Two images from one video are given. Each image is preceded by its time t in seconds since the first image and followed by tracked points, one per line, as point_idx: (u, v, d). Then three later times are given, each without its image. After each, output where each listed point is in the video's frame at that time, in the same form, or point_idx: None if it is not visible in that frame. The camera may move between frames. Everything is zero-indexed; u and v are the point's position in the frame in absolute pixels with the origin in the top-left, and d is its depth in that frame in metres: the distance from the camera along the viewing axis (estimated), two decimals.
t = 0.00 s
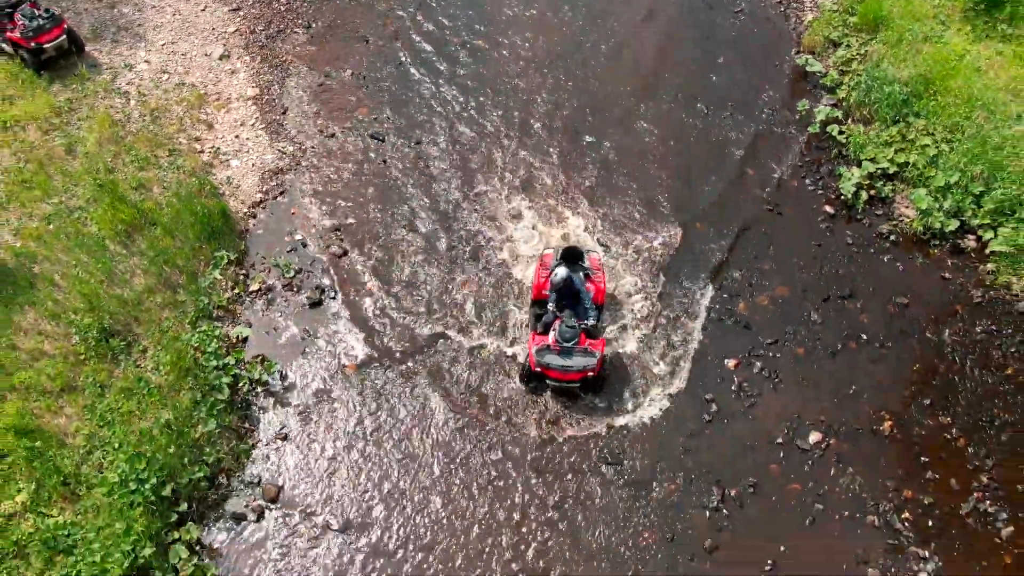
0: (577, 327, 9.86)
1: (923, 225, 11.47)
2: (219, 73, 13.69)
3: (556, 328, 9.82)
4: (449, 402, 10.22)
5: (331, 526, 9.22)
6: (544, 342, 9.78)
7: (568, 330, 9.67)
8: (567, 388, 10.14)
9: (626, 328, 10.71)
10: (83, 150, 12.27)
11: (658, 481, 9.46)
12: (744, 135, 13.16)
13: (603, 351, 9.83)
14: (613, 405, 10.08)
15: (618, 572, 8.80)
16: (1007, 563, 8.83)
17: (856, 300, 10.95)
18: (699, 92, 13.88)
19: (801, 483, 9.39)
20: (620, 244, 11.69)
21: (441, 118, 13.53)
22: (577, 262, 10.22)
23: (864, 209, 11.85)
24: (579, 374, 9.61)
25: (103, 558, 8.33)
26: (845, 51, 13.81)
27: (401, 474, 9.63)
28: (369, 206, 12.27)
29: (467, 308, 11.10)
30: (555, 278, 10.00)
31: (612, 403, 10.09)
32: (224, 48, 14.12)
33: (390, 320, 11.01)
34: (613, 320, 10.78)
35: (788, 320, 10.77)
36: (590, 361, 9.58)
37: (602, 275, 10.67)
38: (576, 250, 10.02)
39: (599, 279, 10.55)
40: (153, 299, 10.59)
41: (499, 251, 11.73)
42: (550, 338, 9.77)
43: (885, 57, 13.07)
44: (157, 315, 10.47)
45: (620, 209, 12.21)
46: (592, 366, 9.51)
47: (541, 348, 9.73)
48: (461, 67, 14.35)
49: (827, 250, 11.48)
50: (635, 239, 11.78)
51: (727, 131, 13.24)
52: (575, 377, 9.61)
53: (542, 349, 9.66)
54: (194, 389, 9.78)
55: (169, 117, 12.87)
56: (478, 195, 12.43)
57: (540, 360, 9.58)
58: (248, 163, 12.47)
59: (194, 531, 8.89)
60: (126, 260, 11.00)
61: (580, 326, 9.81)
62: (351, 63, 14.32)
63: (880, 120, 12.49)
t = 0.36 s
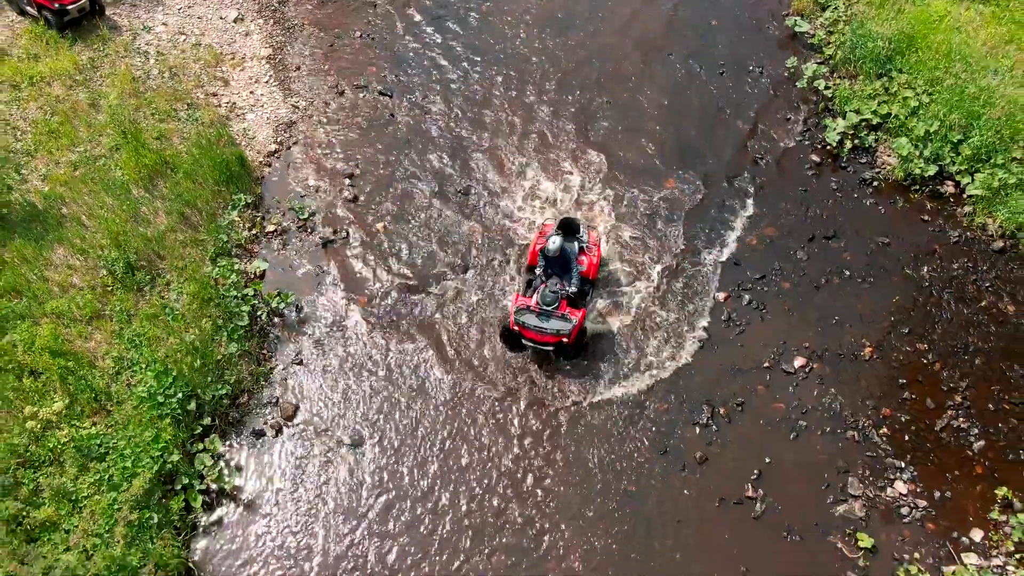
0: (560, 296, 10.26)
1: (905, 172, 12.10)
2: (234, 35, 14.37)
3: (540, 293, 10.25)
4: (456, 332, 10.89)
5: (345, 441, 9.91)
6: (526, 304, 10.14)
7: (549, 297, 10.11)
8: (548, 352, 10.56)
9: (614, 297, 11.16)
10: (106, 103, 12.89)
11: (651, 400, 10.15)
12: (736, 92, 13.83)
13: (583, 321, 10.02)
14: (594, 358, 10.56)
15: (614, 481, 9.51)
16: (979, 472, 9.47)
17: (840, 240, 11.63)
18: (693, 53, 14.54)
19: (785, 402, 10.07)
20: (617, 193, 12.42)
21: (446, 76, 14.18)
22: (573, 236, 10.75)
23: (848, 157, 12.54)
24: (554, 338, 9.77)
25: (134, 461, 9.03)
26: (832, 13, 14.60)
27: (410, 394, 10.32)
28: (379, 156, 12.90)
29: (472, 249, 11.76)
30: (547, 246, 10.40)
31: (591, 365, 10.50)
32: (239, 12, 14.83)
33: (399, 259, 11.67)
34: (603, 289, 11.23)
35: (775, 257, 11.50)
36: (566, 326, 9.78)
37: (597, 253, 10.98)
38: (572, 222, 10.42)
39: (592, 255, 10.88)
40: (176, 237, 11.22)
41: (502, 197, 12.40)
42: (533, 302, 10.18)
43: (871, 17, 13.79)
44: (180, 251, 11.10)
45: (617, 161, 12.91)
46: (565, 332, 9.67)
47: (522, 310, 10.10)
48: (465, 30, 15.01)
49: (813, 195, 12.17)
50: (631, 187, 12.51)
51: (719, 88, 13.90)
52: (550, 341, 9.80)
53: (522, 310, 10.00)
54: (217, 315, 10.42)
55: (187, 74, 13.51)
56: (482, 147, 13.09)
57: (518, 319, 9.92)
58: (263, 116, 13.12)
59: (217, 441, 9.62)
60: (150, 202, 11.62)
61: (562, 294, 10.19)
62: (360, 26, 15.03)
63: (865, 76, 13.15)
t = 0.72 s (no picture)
0: (539, 266, 10.56)
1: (887, 123, 12.79)
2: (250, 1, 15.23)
3: (519, 262, 10.59)
4: (461, 268, 11.57)
5: (358, 366, 10.61)
6: (505, 271, 10.55)
7: (528, 266, 10.44)
8: (525, 320, 10.92)
9: (596, 272, 11.50)
10: (127, 60, 13.52)
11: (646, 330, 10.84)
12: (727, 51, 14.53)
13: (558, 292, 10.46)
14: (570, 330, 10.94)
15: (610, 401, 10.24)
16: (952, 392, 10.10)
17: (825, 185, 12.32)
18: (687, 16, 15.25)
19: (771, 329, 10.75)
20: (613, 144, 13.14)
21: (450, 38, 14.82)
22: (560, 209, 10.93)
23: (834, 110, 13.23)
24: (527, 306, 10.29)
25: (161, 378, 9.69)
26: None
27: (419, 326, 11.01)
28: (387, 110, 13.57)
29: (476, 194, 12.44)
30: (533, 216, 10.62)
31: (567, 336, 10.88)
32: None
33: (407, 202, 12.34)
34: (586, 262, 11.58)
35: (763, 200, 12.20)
36: (540, 296, 10.24)
37: (582, 228, 11.29)
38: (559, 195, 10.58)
39: (577, 230, 11.14)
40: (196, 181, 11.86)
41: (505, 147, 13.08)
42: (512, 270, 10.53)
43: None
44: (201, 193, 11.74)
45: (614, 114, 13.60)
46: (538, 302, 10.17)
47: (501, 277, 10.51)
48: None
49: (800, 145, 12.86)
50: (627, 139, 13.22)
51: (712, 48, 14.60)
52: (524, 309, 10.31)
53: (500, 277, 10.44)
54: (237, 250, 11.07)
55: (204, 35, 14.18)
56: (485, 102, 13.76)
57: (495, 286, 10.37)
58: (276, 74, 13.78)
59: (238, 362, 10.28)
60: (171, 150, 12.27)
61: (541, 265, 10.49)
62: None
63: (850, 35, 13.84)
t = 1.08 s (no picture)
0: (515, 249, 10.78)
1: (871, 82, 13.46)
2: None
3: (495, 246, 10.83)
4: (465, 213, 12.22)
5: (368, 303, 11.27)
6: (481, 254, 10.86)
7: (503, 250, 10.68)
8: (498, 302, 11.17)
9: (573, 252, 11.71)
10: (145, 22, 14.15)
11: (640, 270, 11.49)
12: (720, 16, 15.17)
13: (531, 275, 10.69)
14: (541, 310, 11.14)
15: (604, 333, 10.90)
16: (928, 324, 10.71)
17: (811, 139, 13.00)
18: None
19: (758, 268, 11.41)
20: (610, 101, 13.78)
21: (454, 4, 15.47)
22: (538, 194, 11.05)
23: (820, 70, 13.88)
24: (500, 288, 10.58)
25: (184, 308, 10.28)
26: None
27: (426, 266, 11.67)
28: (393, 70, 14.22)
29: (478, 147, 13.09)
30: (509, 198, 10.85)
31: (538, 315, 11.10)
32: None
33: (414, 154, 12.99)
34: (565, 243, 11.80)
35: (751, 153, 12.86)
36: (512, 279, 10.49)
37: (561, 212, 11.32)
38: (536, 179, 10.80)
39: (555, 217, 11.22)
40: (213, 133, 12.49)
41: (507, 104, 13.73)
42: (487, 254, 10.80)
43: None
44: (218, 143, 12.36)
45: (611, 73, 14.23)
46: (510, 284, 10.43)
47: (476, 259, 10.82)
48: None
49: (787, 102, 13.52)
50: (623, 96, 13.87)
51: (705, 13, 15.24)
52: (497, 291, 10.58)
53: (475, 260, 10.74)
54: (253, 195, 11.69)
55: (219, 2, 14.86)
56: (488, 63, 14.41)
57: (470, 268, 10.68)
58: (288, 38, 14.52)
59: (255, 296, 10.92)
60: (189, 105, 12.90)
61: (516, 249, 10.72)
62: None
63: None
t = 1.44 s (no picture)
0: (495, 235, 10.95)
1: (856, 46, 14.07)
2: None
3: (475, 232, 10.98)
4: (467, 166, 12.82)
5: (377, 249, 11.88)
6: (462, 241, 11.07)
7: (483, 237, 10.85)
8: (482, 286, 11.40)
9: (556, 241, 11.93)
10: None
11: (635, 219, 12.11)
12: None
13: (513, 260, 10.93)
14: (525, 295, 11.38)
15: (600, 277, 11.53)
16: (908, 268, 11.29)
17: (799, 99, 13.62)
18: None
19: (748, 217, 12.03)
20: (606, 63, 14.36)
21: None
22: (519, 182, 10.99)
23: (809, 36, 14.51)
24: (482, 274, 10.83)
25: (203, 249, 10.88)
26: None
27: (431, 215, 12.25)
28: (399, 36, 14.84)
29: (480, 106, 13.70)
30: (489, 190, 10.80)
31: (524, 299, 11.35)
32: None
33: (418, 112, 13.60)
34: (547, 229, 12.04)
35: (742, 111, 13.46)
36: (494, 265, 10.74)
37: (540, 198, 11.35)
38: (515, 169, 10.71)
39: (535, 203, 11.30)
40: (227, 92, 13.09)
41: (507, 66, 14.33)
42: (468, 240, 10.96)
43: None
44: (232, 101, 12.96)
45: (607, 37, 14.82)
46: (492, 270, 10.67)
47: (458, 247, 11.04)
48: None
49: (777, 65, 14.13)
50: (619, 58, 14.45)
51: None
52: (480, 277, 10.82)
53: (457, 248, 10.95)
54: (266, 149, 12.30)
55: None
56: (489, 29, 15.01)
57: (451, 256, 10.89)
58: (298, 8, 15.22)
59: (270, 240, 11.52)
60: (204, 66, 13.49)
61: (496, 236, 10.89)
62: None
63: None
